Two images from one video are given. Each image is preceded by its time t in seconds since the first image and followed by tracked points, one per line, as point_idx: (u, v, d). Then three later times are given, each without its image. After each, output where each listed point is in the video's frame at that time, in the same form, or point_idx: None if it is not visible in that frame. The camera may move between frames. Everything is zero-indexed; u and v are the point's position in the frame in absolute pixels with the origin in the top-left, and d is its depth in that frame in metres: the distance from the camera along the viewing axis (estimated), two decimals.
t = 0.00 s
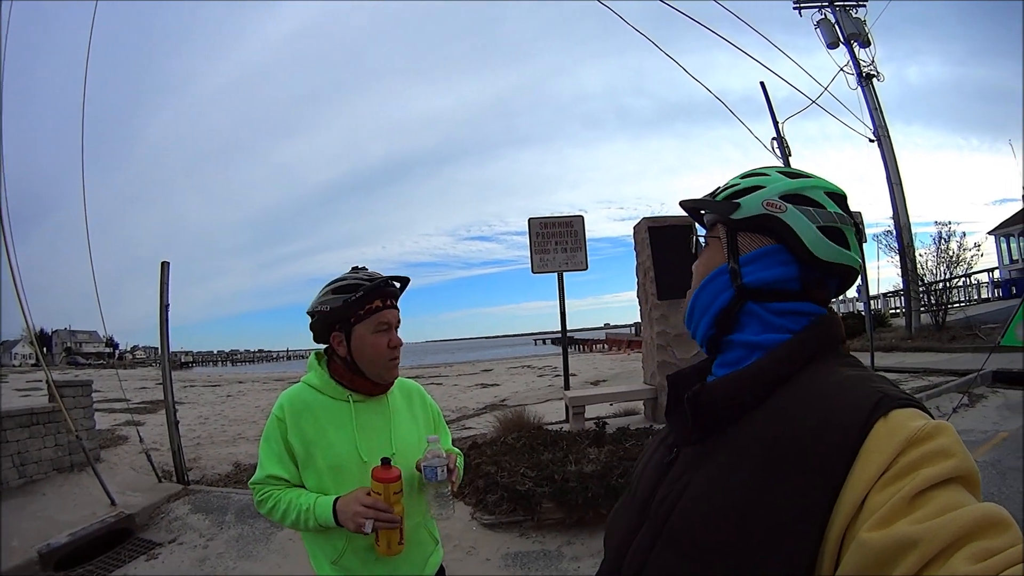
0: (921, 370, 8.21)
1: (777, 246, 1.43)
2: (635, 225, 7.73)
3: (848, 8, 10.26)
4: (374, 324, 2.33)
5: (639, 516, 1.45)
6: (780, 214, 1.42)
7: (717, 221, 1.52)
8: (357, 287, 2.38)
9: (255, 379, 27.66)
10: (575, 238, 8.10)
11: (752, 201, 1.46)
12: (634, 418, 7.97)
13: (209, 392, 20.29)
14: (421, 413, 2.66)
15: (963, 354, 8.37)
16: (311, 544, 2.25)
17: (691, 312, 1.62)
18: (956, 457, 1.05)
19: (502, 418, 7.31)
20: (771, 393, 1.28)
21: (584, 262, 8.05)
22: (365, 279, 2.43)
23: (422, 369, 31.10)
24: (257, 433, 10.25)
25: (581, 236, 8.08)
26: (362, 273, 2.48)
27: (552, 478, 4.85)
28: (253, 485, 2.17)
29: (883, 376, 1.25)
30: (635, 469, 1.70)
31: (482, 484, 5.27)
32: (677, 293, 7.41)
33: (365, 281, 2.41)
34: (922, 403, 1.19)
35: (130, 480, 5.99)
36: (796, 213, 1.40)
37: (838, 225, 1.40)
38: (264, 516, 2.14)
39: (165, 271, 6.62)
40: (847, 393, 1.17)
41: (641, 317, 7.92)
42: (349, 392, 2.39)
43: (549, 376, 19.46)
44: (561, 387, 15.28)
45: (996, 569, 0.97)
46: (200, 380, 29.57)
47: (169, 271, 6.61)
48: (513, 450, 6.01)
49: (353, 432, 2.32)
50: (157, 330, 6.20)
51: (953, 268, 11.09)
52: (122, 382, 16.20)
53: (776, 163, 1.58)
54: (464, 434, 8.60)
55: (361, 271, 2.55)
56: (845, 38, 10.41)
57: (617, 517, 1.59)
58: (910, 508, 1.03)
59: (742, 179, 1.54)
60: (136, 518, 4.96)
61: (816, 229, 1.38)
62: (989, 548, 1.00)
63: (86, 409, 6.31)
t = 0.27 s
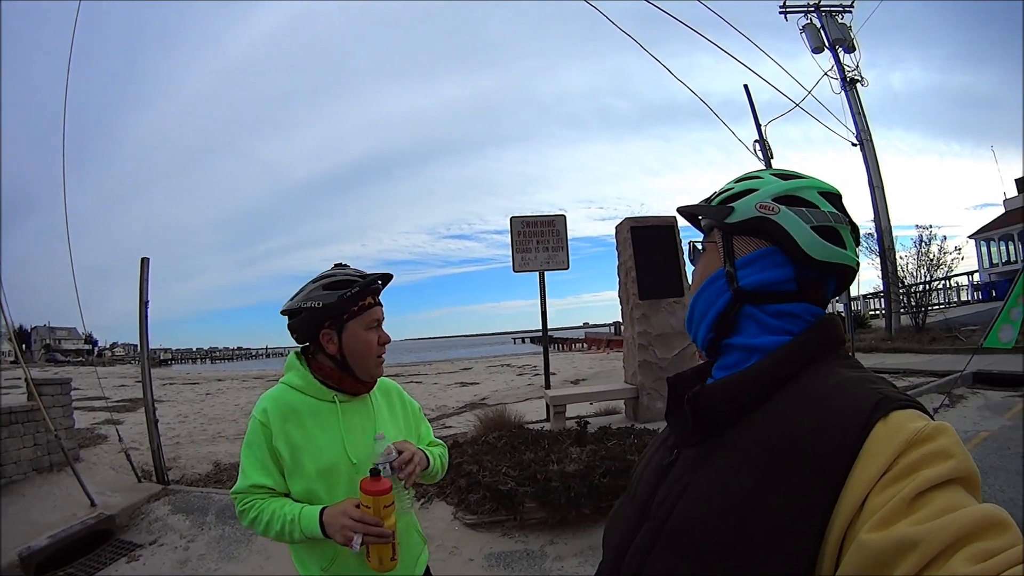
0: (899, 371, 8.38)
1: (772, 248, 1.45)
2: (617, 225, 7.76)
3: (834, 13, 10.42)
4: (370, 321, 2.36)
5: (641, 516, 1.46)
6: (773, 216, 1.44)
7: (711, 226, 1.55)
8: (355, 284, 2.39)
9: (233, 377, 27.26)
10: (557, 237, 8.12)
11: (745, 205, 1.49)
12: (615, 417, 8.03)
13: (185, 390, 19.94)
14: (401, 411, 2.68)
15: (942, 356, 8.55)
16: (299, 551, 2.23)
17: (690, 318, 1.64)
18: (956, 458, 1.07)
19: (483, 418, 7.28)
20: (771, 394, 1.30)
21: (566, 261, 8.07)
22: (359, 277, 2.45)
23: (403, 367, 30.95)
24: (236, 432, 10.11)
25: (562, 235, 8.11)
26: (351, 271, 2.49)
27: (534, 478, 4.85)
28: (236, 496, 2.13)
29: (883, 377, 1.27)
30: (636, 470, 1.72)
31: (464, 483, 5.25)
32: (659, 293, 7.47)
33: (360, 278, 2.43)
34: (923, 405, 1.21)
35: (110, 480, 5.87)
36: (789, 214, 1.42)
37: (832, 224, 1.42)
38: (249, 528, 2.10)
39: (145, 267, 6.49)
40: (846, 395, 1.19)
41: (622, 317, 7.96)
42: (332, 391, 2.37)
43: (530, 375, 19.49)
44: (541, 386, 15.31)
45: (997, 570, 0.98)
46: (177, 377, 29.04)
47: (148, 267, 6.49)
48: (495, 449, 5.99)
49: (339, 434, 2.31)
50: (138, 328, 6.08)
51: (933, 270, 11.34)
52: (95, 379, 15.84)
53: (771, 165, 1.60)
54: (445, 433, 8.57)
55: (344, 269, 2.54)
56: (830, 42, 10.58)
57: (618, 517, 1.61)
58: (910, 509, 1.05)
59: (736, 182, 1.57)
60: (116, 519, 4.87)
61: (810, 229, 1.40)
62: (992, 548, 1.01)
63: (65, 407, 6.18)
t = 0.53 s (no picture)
0: (891, 373, 8.45)
1: (768, 251, 1.47)
2: (609, 226, 7.79)
3: (826, 17, 10.50)
4: (366, 319, 2.39)
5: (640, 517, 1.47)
6: (768, 218, 1.46)
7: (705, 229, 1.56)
8: (352, 283, 2.40)
9: (224, 377, 27.07)
10: (549, 238, 8.13)
11: (740, 206, 1.51)
12: (607, 418, 8.04)
13: (176, 389, 19.78)
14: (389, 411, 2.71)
15: (935, 357, 8.63)
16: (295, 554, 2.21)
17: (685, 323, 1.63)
18: (954, 458, 1.08)
19: (476, 418, 7.27)
20: (770, 396, 1.30)
21: (557, 262, 8.08)
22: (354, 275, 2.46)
23: (394, 367, 30.87)
24: (227, 432, 10.04)
25: (555, 236, 8.12)
26: (345, 269, 2.49)
27: (527, 478, 4.86)
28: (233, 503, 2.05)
29: (880, 378, 1.28)
30: (633, 472, 1.72)
31: (456, 484, 5.24)
32: (651, 294, 7.49)
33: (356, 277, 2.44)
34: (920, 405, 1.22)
35: (101, 480, 5.82)
36: (783, 216, 1.44)
37: (824, 224, 1.45)
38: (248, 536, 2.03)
39: (136, 265, 6.44)
40: (845, 397, 1.20)
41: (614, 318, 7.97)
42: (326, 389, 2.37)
43: (522, 375, 19.49)
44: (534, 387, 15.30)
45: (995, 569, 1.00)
46: (167, 377, 28.81)
47: (141, 265, 6.44)
48: (488, 450, 5.98)
49: (336, 434, 2.32)
50: (130, 326, 6.03)
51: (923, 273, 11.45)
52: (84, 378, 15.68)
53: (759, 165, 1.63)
54: (437, 433, 8.55)
55: (336, 266, 2.54)
56: (823, 46, 10.66)
57: (616, 518, 1.61)
58: (910, 509, 1.06)
59: (727, 185, 1.58)
60: (108, 519, 4.82)
61: (805, 230, 1.42)
62: (989, 548, 1.03)
63: (55, 407, 6.11)
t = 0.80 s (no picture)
0: (906, 375, 8.33)
1: (767, 253, 1.46)
2: (624, 226, 7.79)
3: (842, 14, 10.37)
4: (380, 318, 2.42)
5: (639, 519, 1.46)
6: (767, 219, 1.44)
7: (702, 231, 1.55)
8: (365, 282, 2.41)
9: (240, 374, 27.36)
10: (563, 237, 8.12)
11: (737, 207, 1.49)
12: (620, 418, 8.01)
13: (193, 386, 20.02)
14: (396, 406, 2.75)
15: (948, 360, 8.50)
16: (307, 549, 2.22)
17: (683, 327, 1.62)
18: (955, 458, 1.07)
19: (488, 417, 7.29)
20: (770, 396, 1.29)
21: (572, 262, 8.07)
22: (367, 274, 2.48)
23: (406, 366, 30.98)
24: (242, 428, 10.15)
25: (569, 235, 8.10)
26: (356, 267, 2.51)
27: (539, 477, 4.85)
28: (249, 497, 2.05)
29: (881, 377, 1.27)
30: (633, 474, 1.72)
31: (468, 482, 5.26)
32: (665, 294, 7.45)
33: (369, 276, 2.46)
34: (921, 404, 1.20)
35: (115, 474, 5.90)
36: (782, 217, 1.43)
37: (824, 223, 1.43)
38: (264, 530, 2.03)
39: (151, 264, 6.53)
40: (844, 396, 1.19)
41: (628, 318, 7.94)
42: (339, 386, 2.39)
43: (535, 375, 19.47)
44: (546, 387, 15.29)
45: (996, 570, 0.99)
46: (184, 374, 29.23)
47: (156, 263, 6.53)
48: (499, 449, 5.99)
49: (349, 428, 2.35)
50: (144, 324, 6.12)
51: (940, 274, 11.26)
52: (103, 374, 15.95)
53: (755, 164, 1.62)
54: (449, 432, 8.58)
55: (347, 264, 2.55)
56: (838, 45, 10.53)
57: (616, 521, 1.60)
58: (911, 509, 1.05)
59: (722, 185, 1.56)
60: (120, 513, 4.89)
61: (803, 230, 1.41)
62: (990, 548, 1.02)
63: (71, 401, 6.23)
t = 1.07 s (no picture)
0: (908, 378, 8.31)
1: (767, 254, 1.45)
2: (626, 228, 7.78)
3: (843, 17, 10.38)
4: (380, 316, 2.43)
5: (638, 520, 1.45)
6: (768, 220, 1.44)
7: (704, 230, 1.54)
8: (366, 281, 2.42)
9: (242, 375, 27.36)
10: (565, 240, 8.11)
11: (738, 207, 1.48)
12: (621, 421, 7.99)
13: (195, 387, 20.02)
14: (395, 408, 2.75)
15: (949, 362, 8.46)
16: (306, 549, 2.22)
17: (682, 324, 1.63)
18: (955, 458, 1.06)
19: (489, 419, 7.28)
20: (770, 395, 1.29)
21: (574, 264, 8.07)
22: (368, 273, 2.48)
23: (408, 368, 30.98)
24: (244, 430, 10.15)
25: (571, 238, 8.10)
26: (357, 265, 2.51)
27: (540, 479, 4.85)
28: (246, 497, 2.06)
29: (882, 378, 1.27)
30: (632, 474, 1.71)
31: (469, 484, 5.26)
32: (667, 296, 7.44)
33: (369, 275, 2.47)
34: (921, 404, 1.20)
35: (116, 475, 5.90)
36: (783, 218, 1.43)
37: (825, 224, 1.43)
38: (259, 530, 2.04)
39: (153, 265, 6.55)
40: (845, 396, 1.18)
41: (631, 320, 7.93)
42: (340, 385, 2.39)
43: (537, 377, 19.46)
44: (548, 389, 15.27)
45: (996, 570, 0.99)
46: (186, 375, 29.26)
47: (158, 264, 6.53)
48: (501, 451, 5.99)
49: (351, 427, 2.34)
50: (146, 325, 6.13)
51: (942, 277, 11.24)
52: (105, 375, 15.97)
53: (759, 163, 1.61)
54: (451, 434, 8.57)
55: (347, 263, 2.55)
56: (840, 47, 10.53)
57: (615, 522, 1.60)
58: (910, 509, 1.05)
59: (723, 184, 1.56)
60: (120, 513, 4.89)
61: (806, 231, 1.41)
62: (990, 548, 1.02)
63: (72, 402, 6.24)
